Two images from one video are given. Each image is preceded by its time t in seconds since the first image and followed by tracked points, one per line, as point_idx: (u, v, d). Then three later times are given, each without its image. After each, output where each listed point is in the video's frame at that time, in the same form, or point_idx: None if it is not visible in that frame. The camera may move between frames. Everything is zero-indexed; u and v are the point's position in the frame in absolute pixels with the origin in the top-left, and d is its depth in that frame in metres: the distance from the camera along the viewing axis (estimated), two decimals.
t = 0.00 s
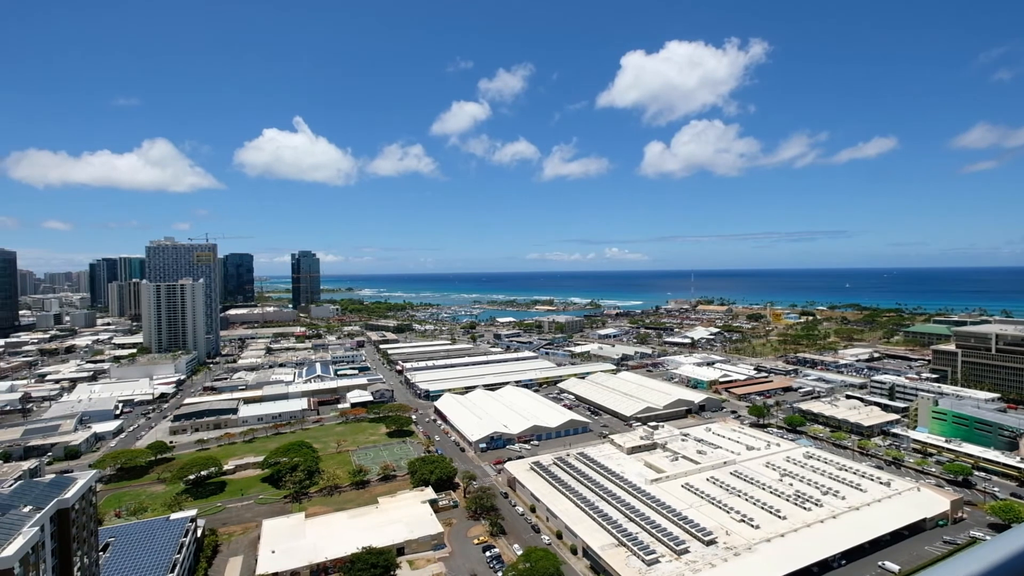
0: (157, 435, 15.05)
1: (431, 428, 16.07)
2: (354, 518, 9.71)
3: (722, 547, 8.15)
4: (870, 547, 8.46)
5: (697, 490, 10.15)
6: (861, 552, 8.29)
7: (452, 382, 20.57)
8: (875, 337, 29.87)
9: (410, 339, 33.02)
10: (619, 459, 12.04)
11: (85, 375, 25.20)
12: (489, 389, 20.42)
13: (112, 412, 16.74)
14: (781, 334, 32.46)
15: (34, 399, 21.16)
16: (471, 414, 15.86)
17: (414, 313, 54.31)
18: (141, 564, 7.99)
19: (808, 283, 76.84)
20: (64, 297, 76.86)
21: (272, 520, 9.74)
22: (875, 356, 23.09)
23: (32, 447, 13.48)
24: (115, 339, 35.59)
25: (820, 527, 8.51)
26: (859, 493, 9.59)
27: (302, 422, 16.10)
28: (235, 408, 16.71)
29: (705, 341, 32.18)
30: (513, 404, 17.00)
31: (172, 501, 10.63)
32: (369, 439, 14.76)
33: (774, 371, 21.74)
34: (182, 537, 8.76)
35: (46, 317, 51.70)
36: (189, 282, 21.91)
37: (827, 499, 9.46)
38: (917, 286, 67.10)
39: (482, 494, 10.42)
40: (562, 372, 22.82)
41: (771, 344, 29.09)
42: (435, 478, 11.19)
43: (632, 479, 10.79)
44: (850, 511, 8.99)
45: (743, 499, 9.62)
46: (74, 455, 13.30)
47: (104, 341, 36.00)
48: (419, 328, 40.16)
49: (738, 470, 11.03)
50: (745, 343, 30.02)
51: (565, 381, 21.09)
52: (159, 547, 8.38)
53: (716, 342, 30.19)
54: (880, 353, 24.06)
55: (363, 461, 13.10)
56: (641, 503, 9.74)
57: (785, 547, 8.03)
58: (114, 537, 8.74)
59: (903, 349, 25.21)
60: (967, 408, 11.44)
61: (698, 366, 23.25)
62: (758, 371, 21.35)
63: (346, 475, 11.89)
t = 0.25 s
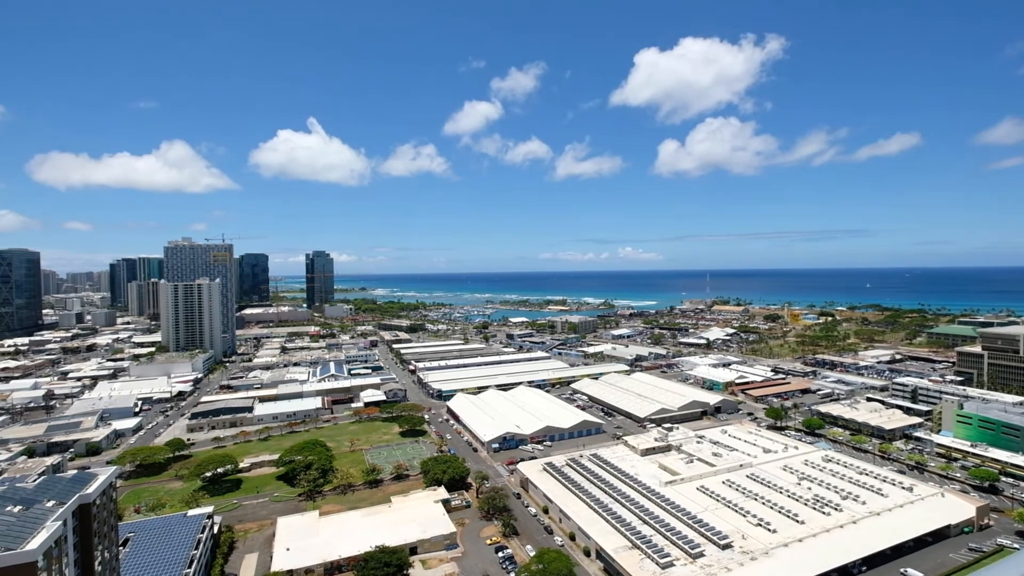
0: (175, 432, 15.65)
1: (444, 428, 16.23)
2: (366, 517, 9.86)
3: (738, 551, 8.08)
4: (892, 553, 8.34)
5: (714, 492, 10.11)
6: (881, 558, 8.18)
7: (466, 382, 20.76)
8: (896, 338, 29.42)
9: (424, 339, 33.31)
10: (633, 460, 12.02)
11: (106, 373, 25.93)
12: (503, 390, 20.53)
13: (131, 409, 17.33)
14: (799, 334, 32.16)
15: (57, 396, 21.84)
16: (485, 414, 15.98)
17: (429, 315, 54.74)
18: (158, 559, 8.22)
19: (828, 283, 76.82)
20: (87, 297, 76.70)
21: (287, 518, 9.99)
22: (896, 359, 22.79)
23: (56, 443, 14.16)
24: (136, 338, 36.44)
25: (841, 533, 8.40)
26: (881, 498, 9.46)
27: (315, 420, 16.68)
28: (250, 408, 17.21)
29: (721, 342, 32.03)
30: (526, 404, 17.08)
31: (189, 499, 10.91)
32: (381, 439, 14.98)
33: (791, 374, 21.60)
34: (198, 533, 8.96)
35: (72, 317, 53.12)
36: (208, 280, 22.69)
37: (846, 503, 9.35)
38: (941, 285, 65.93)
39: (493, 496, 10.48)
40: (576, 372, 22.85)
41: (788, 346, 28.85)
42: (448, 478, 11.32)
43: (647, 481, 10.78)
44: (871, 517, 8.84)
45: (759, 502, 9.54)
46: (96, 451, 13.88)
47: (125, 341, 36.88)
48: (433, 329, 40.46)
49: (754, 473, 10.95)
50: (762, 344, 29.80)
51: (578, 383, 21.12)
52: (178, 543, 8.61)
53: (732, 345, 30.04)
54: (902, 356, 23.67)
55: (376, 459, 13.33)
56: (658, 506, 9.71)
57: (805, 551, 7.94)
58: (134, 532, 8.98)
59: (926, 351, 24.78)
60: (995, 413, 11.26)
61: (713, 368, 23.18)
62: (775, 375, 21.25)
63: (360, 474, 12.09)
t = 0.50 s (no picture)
0: (193, 429, 16.02)
1: (457, 428, 16.32)
2: (380, 516, 9.96)
3: (756, 556, 7.96)
4: (916, 560, 8.17)
5: (731, 495, 10.00)
6: (904, 564, 8.01)
7: (480, 382, 20.85)
8: (921, 339, 28.86)
9: (439, 340, 33.52)
10: (647, 462, 11.95)
11: (127, 371, 26.59)
12: (517, 389, 20.58)
13: (151, 407, 17.75)
14: (818, 335, 31.75)
15: (81, 392, 22.46)
16: (498, 414, 16.03)
17: (445, 316, 55.04)
18: (176, 554, 8.41)
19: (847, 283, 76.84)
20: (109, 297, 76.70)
21: (302, 516, 10.14)
22: (920, 361, 22.35)
23: (78, 439, 14.64)
24: (157, 336, 37.26)
25: (863, 538, 8.24)
26: (904, 504, 9.29)
27: (329, 419, 16.90)
28: (266, 405, 17.50)
29: (738, 343, 31.74)
30: (540, 404, 17.09)
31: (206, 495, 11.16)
32: (395, 438, 15.12)
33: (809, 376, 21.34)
34: (216, 529, 9.15)
35: (96, 317, 54.23)
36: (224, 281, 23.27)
37: (868, 509, 9.18)
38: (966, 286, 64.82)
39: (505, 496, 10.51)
40: (590, 372, 22.80)
41: (806, 347, 28.54)
42: (461, 478, 11.37)
43: (663, 483, 10.71)
44: (894, 523, 8.68)
45: (777, 507, 9.42)
46: (116, 447, 14.30)
47: (146, 340, 37.68)
48: (447, 329, 40.71)
49: (771, 477, 10.81)
50: (781, 346, 29.48)
51: (592, 383, 21.09)
52: (196, 539, 8.80)
53: (750, 347, 29.76)
54: (927, 359, 23.20)
55: (389, 458, 13.46)
56: (672, 509, 9.64)
57: (824, 557, 7.80)
58: (153, 527, 9.22)
59: (951, 353, 24.26)
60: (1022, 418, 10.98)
61: (729, 370, 22.98)
62: (794, 377, 20.99)
63: (374, 473, 12.24)
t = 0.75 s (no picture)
0: (210, 427, 16.31)
1: (470, 428, 16.37)
2: (394, 515, 10.04)
3: (773, 561, 7.86)
4: (941, 568, 7.99)
5: (748, 499, 9.89)
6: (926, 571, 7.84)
7: (493, 382, 20.89)
8: (945, 341, 28.28)
9: (453, 340, 33.67)
10: (663, 464, 11.87)
11: (147, 369, 27.14)
12: (530, 390, 20.57)
13: (170, 404, 18.14)
14: (838, 337, 31.25)
15: (102, 389, 22.98)
16: (511, 414, 16.04)
17: (460, 316, 55.29)
18: (194, 550, 8.58)
19: (864, 283, 76.96)
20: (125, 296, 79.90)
21: (317, 513, 10.27)
22: (945, 364, 21.91)
23: (100, 435, 15.02)
24: (175, 335, 37.88)
25: (885, 544, 8.09)
26: (928, 510, 9.10)
27: (344, 418, 17.10)
28: (282, 403, 17.76)
29: (756, 344, 31.40)
30: (554, 405, 17.06)
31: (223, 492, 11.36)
32: (409, 437, 15.23)
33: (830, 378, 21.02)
34: (232, 526, 9.30)
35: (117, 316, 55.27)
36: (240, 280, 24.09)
37: (890, 515, 9.00)
38: (994, 289, 63.88)
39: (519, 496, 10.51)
40: (604, 373, 22.71)
41: (826, 349, 28.15)
42: (474, 478, 11.41)
43: (678, 485, 10.63)
44: (917, 529, 8.51)
45: (795, 511, 9.28)
46: (136, 444, 14.64)
47: (165, 338, 38.35)
48: (461, 329, 40.90)
49: (790, 481, 10.66)
50: (800, 347, 29.09)
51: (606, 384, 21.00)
52: (213, 535, 8.97)
53: (768, 348, 29.43)
54: (952, 361, 22.70)
55: (403, 458, 13.56)
56: (688, 512, 9.56)
57: (844, 563, 7.67)
58: (173, 523, 9.42)
59: (978, 355, 23.73)
60: None
61: (746, 371, 22.74)
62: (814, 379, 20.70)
63: (388, 472, 12.35)
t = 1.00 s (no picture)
0: (230, 424, 16.64)
1: (485, 428, 16.42)
2: (409, 514, 10.11)
3: (794, 567, 7.72)
4: None
5: (768, 503, 9.74)
6: None
7: (508, 382, 20.91)
8: (975, 343, 27.59)
9: (468, 340, 33.79)
10: (680, 467, 11.76)
11: (168, 367, 27.72)
12: (545, 390, 20.56)
13: (191, 402, 18.54)
14: (861, 339, 30.63)
15: (126, 387, 23.54)
16: (527, 414, 16.04)
17: (476, 316, 55.57)
18: (214, 546, 8.74)
19: (886, 284, 76.72)
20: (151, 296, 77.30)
21: (334, 511, 10.39)
22: (975, 366, 21.39)
23: (123, 432, 15.42)
24: (195, 334, 38.52)
25: (910, 552, 7.92)
26: (957, 517, 8.87)
27: (360, 417, 17.29)
28: (299, 402, 18.04)
29: (776, 346, 30.99)
30: (569, 406, 17.02)
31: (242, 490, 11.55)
32: (424, 437, 15.33)
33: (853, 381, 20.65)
34: (251, 522, 9.47)
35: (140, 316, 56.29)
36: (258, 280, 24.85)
37: (916, 522, 8.81)
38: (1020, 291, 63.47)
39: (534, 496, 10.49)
40: (620, 374, 22.58)
41: (850, 350, 27.71)
42: (489, 478, 11.43)
43: (696, 489, 10.51)
44: (944, 537, 8.29)
45: (817, 517, 9.11)
46: (158, 441, 14.99)
47: (185, 337, 39.06)
48: (476, 329, 41.05)
49: (812, 485, 10.47)
50: (822, 348, 28.64)
51: (622, 386, 20.88)
52: (233, 531, 9.15)
53: (789, 349, 29.05)
54: (983, 364, 22.11)
55: (418, 457, 13.65)
56: (707, 516, 9.44)
57: (868, 570, 7.51)
58: (194, 518, 9.62)
59: (1011, 358, 23.08)
60: None
61: (766, 373, 22.46)
62: (837, 383, 20.36)
63: (404, 471, 12.47)
